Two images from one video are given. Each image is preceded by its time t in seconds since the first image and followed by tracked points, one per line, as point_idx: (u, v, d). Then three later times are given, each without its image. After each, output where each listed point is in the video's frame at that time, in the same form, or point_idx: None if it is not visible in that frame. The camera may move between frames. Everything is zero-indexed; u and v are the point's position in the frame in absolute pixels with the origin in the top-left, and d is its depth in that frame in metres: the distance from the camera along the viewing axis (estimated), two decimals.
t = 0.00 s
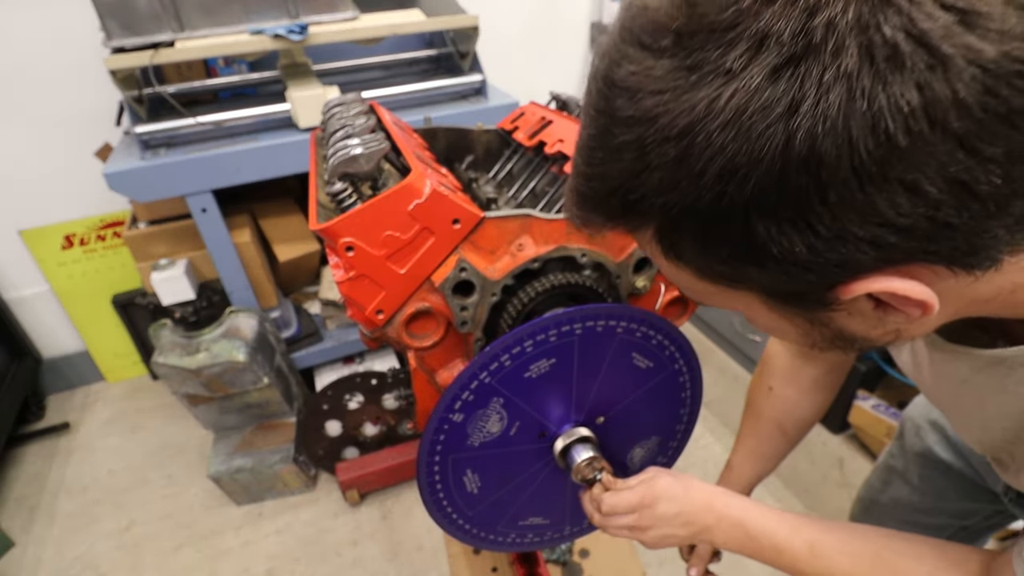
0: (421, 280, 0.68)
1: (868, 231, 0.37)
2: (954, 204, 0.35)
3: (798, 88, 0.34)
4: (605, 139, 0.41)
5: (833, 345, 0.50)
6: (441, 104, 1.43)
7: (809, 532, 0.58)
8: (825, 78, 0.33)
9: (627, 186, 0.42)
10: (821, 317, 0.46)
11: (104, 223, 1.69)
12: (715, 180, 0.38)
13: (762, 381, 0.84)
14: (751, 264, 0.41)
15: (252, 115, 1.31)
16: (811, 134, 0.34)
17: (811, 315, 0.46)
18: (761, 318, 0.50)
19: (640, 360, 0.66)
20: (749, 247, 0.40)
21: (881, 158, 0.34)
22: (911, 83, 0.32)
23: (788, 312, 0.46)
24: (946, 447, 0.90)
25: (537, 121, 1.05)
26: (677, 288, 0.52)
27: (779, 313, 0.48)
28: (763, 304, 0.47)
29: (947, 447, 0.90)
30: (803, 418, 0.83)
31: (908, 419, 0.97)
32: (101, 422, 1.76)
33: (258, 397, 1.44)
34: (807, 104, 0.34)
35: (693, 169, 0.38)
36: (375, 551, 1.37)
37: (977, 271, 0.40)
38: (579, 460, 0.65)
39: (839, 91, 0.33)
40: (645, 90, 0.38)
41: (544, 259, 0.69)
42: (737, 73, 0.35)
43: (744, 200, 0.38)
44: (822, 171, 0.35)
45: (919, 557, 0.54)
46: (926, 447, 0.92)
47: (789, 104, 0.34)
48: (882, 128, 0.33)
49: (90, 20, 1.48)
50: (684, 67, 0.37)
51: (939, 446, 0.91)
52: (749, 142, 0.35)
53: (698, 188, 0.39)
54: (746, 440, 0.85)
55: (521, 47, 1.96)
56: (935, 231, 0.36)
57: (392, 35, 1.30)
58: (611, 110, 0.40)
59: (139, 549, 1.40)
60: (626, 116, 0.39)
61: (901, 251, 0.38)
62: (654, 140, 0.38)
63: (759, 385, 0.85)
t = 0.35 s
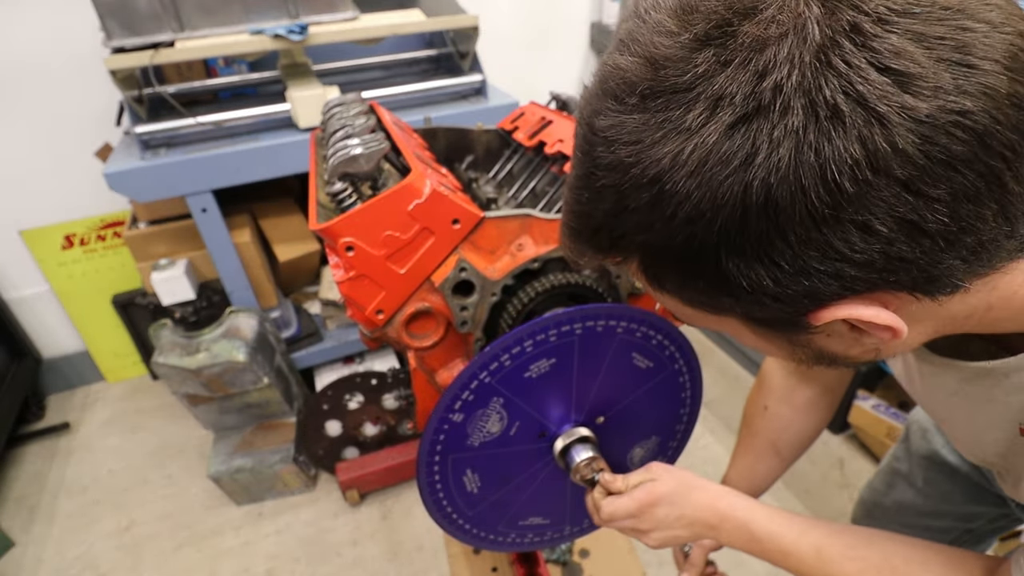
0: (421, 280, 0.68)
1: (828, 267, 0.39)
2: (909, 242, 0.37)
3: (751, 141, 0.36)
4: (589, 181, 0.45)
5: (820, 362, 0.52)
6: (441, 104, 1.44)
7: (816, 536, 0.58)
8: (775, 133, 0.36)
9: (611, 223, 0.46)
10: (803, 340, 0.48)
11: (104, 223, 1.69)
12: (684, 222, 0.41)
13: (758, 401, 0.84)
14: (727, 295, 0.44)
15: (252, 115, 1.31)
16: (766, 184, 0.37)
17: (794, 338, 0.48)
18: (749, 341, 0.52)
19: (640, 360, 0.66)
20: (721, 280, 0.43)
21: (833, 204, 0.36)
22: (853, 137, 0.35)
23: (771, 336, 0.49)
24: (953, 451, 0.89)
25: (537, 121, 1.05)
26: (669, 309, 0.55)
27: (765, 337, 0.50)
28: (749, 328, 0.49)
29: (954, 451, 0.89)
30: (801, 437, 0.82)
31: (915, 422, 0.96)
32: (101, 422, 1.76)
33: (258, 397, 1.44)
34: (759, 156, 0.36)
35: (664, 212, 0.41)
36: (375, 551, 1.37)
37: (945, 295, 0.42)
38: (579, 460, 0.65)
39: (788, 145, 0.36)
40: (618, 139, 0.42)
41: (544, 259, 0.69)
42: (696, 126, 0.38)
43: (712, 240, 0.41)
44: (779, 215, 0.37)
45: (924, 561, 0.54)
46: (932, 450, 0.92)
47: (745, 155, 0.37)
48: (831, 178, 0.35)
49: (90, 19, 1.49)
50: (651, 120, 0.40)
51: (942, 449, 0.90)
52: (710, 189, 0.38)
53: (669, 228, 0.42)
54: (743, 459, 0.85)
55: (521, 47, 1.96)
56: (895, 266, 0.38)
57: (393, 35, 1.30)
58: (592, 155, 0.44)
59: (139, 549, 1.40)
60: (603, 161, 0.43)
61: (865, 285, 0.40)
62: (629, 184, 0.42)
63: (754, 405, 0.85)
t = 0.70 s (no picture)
0: (421, 280, 0.68)
1: (840, 264, 0.37)
2: (924, 240, 0.35)
3: (763, 131, 0.35)
4: (597, 170, 0.44)
5: (830, 362, 0.51)
6: (441, 104, 1.44)
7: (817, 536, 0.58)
8: (788, 123, 0.34)
9: (618, 215, 0.44)
10: (810, 339, 0.47)
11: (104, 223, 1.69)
12: (691, 215, 0.39)
13: (772, 393, 0.85)
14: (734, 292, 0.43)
15: (252, 115, 1.31)
16: (777, 174, 0.35)
17: (802, 337, 0.46)
18: (760, 337, 0.51)
19: (639, 359, 0.67)
20: (729, 276, 0.42)
21: (846, 199, 0.35)
22: (870, 129, 0.33)
23: (780, 334, 0.47)
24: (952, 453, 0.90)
25: (537, 120, 1.06)
26: (676, 304, 0.54)
27: (774, 334, 0.49)
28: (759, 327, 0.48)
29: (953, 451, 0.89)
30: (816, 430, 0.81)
31: (915, 423, 0.97)
32: (101, 422, 1.76)
33: (258, 397, 1.44)
34: (771, 147, 0.35)
35: (671, 203, 0.40)
36: (375, 552, 1.37)
37: (961, 296, 0.40)
38: (579, 459, 0.64)
39: (801, 136, 0.34)
40: (626, 128, 0.41)
41: (544, 259, 0.69)
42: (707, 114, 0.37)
43: (719, 233, 0.39)
44: (790, 208, 0.36)
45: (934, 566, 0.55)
46: (932, 451, 0.92)
47: (756, 144, 0.35)
48: (845, 171, 0.34)
49: (90, 19, 1.49)
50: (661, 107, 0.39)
51: (942, 449, 0.90)
52: (719, 180, 0.37)
53: (677, 221, 0.41)
54: (755, 453, 0.83)
55: (522, 48, 1.96)
56: (909, 265, 0.37)
57: (393, 35, 1.30)
58: (600, 143, 0.43)
59: (139, 549, 1.40)
60: (612, 150, 0.42)
61: (878, 285, 0.38)
62: (637, 173, 0.41)
63: (768, 398, 0.85)
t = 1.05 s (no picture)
0: (421, 280, 0.68)
1: (870, 342, 0.36)
2: (954, 323, 0.34)
3: (800, 226, 0.32)
4: (613, 231, 0.41)
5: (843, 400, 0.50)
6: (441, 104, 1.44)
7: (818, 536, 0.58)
8: (825, 219, 0.31)
9: (636, 276, 0.42)
10: (828, 389, 0.46)
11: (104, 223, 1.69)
12: (719, 292, 0.37)
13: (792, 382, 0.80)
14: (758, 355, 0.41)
15: (252, 115, 1.31)
16: (812, 266, 0.33)
17: (821, 388, 0.45)
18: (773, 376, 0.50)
19: (635, 356, 0.66)
20: (754, 343, 0.40)
21: (879, 292, 0.32)
22: (909, 229, 0.30)
23: (797, 383, 0.46)
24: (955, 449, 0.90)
25: (537, 120, 1.06)
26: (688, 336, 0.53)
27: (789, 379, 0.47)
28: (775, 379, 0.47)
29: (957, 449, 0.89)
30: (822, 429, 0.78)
31: (918, 420, 0.97)
32: (101, 422, 1.76)
33: (258, 397, 1.44)
34: (806, 240, 0.32)
35: (698, 278, 0.38)
36: (375, 551, 1.37)
37: (981, 361, 0.38)
38: (580, 458, 0.63)
39: (840, 234, 0.31)
40: (649, 201, 0.37)
41: (544, 258, 0.69)
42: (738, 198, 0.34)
43: (749, 308, 0.37)
44: (824, 297, 0.34)
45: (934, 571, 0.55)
46: (935, 449, 0.92)
47: (792, 238, 0.32)
48: (881, 270, 0.32)
49: (90, 20, 1.49)
50: (686, 184, 0.35)
51: (943, 447, 0.91)
52: (750, 266, 0.35)
53: (704, 295, 0.38)
54: (767, 446, 0.80)
55: (522, 48, 1.97)
56: (936, 343, 0.35)
57: (393, 35, 1.30)
58: (619, 208, 0.40)
59: (139, 549, 1.40)
60: (631, 219, 0.39)
61: (906, 359, 0.37)
62: (660, 246, 0.38)
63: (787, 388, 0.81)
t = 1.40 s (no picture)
0: (420, 280, 0.68)
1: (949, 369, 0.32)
2: None
3: (893, 245, 0.28)
4: (656, 240, 0.35)
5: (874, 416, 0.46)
6: (442, 104, 1.44)
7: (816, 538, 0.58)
8: (927, 240, 0.27)
9: (678, 290, 0.37)
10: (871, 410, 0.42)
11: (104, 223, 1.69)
12: (787, 312, 0.33)
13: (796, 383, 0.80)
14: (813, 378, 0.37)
15: (252, 114, 1.31)
16: (904, 290, 0.28)
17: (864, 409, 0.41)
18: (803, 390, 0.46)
19: (636, 356, 0.66)
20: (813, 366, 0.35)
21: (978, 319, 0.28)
22: None
23: (840, 404, 0.42)
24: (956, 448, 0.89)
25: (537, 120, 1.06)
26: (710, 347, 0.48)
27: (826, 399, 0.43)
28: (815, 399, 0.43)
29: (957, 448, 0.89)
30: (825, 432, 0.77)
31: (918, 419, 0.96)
32: (101, 422, 1.76)
33: (258, 397, 1.44)
34: (900, 262, 0.28)
35: (762, 296, 0.33)
36: (376, 552, 1.37)
37: None
38: (580, 458, 0.63)
39: (941, 256, 0.27)
40: (706, 211, 0.32)
41: (544, 258, 0.69)
42: (821, 212, 0.29)
43: (817, 330, 0.33)
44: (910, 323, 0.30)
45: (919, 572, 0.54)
46: (935, 447, 0.92)
47: (883, 257, 0.28)
48: (985, 298, 0.27)
49: (90, 20, 1.49)
50: (757, 194, 0.30)
51: (944, 446, 0.90)
52: (829, 287, 0.30)
53: (765, 315, 0.34)
54: (770, 447, 0.80)
55: (522, 48, 1.97)
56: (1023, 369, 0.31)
57: (393, 35, 1.30)
58: (666, 219, 0.34)
59: (139, 549, 1.40)
60: (681, 229, 0.34)
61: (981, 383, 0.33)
62: (720, 260, 0.33)
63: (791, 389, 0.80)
